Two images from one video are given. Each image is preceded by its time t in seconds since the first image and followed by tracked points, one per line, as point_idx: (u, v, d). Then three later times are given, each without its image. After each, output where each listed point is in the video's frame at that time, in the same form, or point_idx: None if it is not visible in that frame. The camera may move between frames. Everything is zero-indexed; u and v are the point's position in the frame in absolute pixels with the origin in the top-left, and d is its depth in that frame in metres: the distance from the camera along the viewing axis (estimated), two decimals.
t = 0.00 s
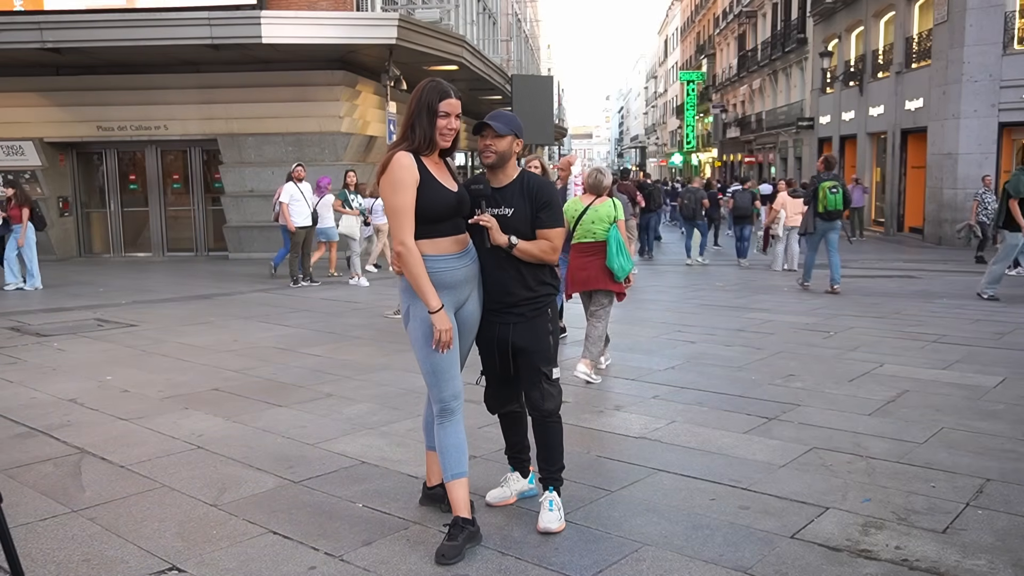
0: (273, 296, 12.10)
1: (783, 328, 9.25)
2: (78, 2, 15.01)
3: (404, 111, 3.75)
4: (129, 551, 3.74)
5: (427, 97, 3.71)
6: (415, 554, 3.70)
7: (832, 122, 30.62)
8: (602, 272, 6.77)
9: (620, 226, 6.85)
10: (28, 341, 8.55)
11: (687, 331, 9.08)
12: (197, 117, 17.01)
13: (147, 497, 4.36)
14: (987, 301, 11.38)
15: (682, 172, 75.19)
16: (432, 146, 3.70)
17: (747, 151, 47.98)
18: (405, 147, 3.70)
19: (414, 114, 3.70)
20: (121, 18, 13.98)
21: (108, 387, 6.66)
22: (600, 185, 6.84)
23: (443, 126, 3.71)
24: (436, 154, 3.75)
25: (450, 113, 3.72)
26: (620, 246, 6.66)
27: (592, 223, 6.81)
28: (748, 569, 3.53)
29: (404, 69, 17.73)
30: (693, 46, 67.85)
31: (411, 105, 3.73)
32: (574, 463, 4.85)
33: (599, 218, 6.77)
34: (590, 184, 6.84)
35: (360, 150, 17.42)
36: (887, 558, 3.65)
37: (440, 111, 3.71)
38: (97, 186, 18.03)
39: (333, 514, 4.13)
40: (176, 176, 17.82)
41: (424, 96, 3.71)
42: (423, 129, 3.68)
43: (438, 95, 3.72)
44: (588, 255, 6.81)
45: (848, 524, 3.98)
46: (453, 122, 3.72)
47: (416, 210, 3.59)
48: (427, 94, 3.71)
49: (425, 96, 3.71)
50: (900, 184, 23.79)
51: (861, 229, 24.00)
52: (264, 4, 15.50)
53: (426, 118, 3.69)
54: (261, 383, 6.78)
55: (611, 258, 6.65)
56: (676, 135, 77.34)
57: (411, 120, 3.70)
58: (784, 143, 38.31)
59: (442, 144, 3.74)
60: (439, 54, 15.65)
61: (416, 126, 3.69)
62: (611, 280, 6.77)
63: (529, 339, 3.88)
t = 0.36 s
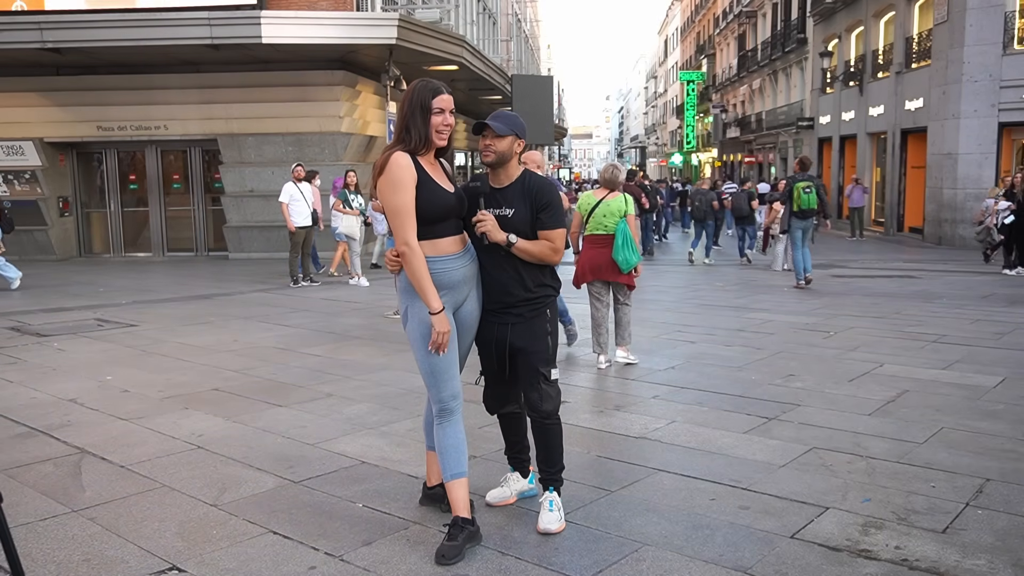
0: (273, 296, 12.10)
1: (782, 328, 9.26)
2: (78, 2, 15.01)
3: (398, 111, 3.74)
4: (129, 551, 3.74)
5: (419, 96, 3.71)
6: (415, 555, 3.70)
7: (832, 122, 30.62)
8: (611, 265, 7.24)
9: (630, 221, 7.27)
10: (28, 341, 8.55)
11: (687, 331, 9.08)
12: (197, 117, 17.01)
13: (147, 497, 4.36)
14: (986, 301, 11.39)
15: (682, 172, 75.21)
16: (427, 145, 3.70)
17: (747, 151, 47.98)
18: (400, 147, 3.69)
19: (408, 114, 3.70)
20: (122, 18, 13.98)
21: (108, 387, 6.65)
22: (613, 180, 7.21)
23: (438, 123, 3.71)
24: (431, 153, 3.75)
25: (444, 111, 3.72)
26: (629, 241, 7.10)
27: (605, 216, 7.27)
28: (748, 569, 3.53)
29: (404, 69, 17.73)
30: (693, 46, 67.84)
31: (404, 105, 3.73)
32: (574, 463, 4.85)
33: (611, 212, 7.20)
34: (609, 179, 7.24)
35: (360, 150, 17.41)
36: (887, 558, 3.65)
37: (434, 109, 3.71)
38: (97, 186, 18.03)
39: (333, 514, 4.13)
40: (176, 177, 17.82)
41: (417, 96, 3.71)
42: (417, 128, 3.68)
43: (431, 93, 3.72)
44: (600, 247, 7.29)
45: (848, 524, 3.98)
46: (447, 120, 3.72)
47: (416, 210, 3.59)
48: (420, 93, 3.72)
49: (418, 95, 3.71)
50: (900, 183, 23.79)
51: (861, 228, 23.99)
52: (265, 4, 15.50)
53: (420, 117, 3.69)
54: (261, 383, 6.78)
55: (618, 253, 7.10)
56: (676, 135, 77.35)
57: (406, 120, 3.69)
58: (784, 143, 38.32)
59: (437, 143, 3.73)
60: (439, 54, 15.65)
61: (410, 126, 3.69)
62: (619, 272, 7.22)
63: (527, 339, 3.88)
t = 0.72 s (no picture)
0: (273, 296, 12.10)
1: (783, 328, 9.26)
2: (78, 2, 15.01)
3: (399, 111, 3.74)
4: (129, 551, 3.74)
5: (420, 96, 3.71)
6: (415, 554, 3.70)
7: (832, 122, 30.63)
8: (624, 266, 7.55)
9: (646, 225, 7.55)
10: (28, 342, 8.55)
11: (687, 331, 9.07)
12: (197, 117, 17.01)
13: (148, 497, 4.36)
14: (986, 300, 11.39)
15: (682, 172, 75.25)
16: (429, 145, 3.70)
17: (747, 151, 48.01)
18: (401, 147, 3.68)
19: (409, 114, 3.69)
20: (121, 18, 13.98)
21: (108, 387, 6.66)
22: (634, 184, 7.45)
23: (439, 123, 3.71)
24: (433, 153, 3.75)
25: (445, 111, 3.73)
26: (642, 244, 7.40)
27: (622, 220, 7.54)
28: (748, 570, 3.53)
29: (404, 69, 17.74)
30: (693, 46, 67.86)
31: (405, 105, 3.73)
32: (574, 463, 4.85)
33: (628, 215, 7.50)
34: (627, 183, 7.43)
35: (360, 150, 17.42)
36: (887, 558, 3.65)
37: (435, 108, 3.71)
38: (97, 186, 18.02)
39: (333, 514, 4.13)
40: (176, 177, 17.83)
41: (419, 96, 3.71)
42: (419, 128, 3.67)
43: (432, 93, 3.72)
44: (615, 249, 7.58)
45: (848, 525, 3.98)
46: (449, 120, 3.73)
47: (418, 209, 3.59)
48: (421, 92, 3.72)
49: (419, 96, 3.71)
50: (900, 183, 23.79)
51: (861, 228, 23.99)
52: (265, 5, 15.51)
53: (422, 117, 3.69)
54: (261, 383, 6.78)
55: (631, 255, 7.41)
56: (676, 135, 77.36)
57: (407, 119, 3.69)
58: (784, 143, 38.33)
59: (439, 143, 3.73)
60: (439, 54, 15.65)
61: (411, 127, 3.68)
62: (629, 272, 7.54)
63: (526, 339, 3.88)
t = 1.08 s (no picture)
0: (273, 296, 12.10)
1: (783, 328, 9.26)
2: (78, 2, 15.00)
3: (403, 111, 3.74)
4: (129, 551, 3.74)
5: (425, 95, 3.71)
6: (415, 554, 3.70)
7: (832, 122, 30.63)
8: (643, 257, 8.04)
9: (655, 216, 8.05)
10: (28, 342, 8.56)
11: (687, 331, 9.07)
12: (196, 117, 17.00)
13: (148, 497, 4.36)
14: (987, 300, 11.39)
15: (682, 172, 75.28)
16: (433, 144, 3.70)
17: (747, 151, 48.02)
18: (405, 147, 3.68)
19: (415, 114, 3.70)
20: (121, 18, 13.97)
21: (108, 387, 6.66)
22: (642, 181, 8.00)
23: (445, 123, 3.72)
24: (436, 153, 3.75)
25: (450, 111, 3.74)
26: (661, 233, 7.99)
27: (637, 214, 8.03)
28: (748, 569, 3.53)
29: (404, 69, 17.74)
30: (693, 46, 67.85)
31: (411, 104, 3.73)
32: (574, 463, 4.86)
33: (642, 208, 8.00)
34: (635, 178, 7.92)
35: (360, 150, 17.42)
36: (887, 558, 3.65)
37: (441, 109, 3.71)
38: (97, 186, 18.02)
39: (333, 514, 4.13)
40: (176, 177, 17.84)
41: (424, 96, 3.71)
42: (423, 127, 3.68)
43: (438, 93, 3.72)
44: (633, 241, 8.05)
45: (848, 524, 3.98)
46: (453, 119, 3.73)
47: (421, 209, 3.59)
48: (426, 92, 3.72)
49: (424, 95, 3.71)
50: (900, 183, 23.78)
51: (861, 228, 23.99)
52: (265, 5, 15.51)
53: (426, 116, 3.69)
54: (261, 383, 6.78)
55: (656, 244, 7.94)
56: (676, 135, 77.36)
57: (411, 118, 3.69)
58: (784, 143, 38.33)
59: (443, 142, 3.73)
60: (439, 54, 15.65)
61: (416, 126, 3.68)
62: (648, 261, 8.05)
63: (529, 339, 3.88)
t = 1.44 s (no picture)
0: (273, 296, 12.10)
1: (783, 328, 9.26)
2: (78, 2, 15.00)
3: (406, 111, 3.74)
4: (129, 551, 3.74)
5: (429, 95, 3.71)
6: (415, 554, 3.70)
7: (832, 122, 30.63)
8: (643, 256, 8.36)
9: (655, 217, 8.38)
10: (28, 342, 8.55)
11: (687, 331, 9.07)
12: (196, 117, 17.00)
13: (148, 497, 4.36)
14: (986, 300, 11.40)
15: (681, 172, 75.39)
16: (435, 144, 3.69)
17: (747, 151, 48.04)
18: (407, 146, 3.68)
19: (418, 113, 3.69)
20: (121, 18, 13.97)
21: (108, 387, 6.66)
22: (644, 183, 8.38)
23: (448, 124, 3.72)
24: (439, 153, 3.74)
25: (455, 111, 3.74)
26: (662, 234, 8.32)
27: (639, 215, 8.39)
28: (748, 569, 3.53)
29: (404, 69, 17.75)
30: (693, 46, 67.86)
31: (415, 104, 3.73)
32: (574, 463, 4.86)
33: (645, 210, 8.36)
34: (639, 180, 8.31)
35: (360, 150, 17.43)
36: (887, 558, 3.65)
37: (445, 109, 3.71)
38: (97, 186, 18.02)
39: (333, 514, 4.13)
40: (176, 177, 17.84)
41: (428, 96, 3.72)
42: (426, 127, 3.68)
43: (443, 93, 3.72)
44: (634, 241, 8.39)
45: (847, 524, 3.98)
46: (458, 120, 3.74)
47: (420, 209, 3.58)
48: (431, 92, 3.72)
49: (429, 95, 3.72)
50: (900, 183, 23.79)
51: (861, 228, 23.99)
52: (265, 5, 15.52)
53: (431, 116, 3.69)
54: (261, 383, 6.78)
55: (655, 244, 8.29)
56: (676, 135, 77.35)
57: (414, 118, 3.69)
58: (784, 143, 38.34)
59: (446, 143, 3.73)
60: (439, 54, 15.65)
61: (419, 125, 3.68)
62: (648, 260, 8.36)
63: (528, 339, 3.87)
